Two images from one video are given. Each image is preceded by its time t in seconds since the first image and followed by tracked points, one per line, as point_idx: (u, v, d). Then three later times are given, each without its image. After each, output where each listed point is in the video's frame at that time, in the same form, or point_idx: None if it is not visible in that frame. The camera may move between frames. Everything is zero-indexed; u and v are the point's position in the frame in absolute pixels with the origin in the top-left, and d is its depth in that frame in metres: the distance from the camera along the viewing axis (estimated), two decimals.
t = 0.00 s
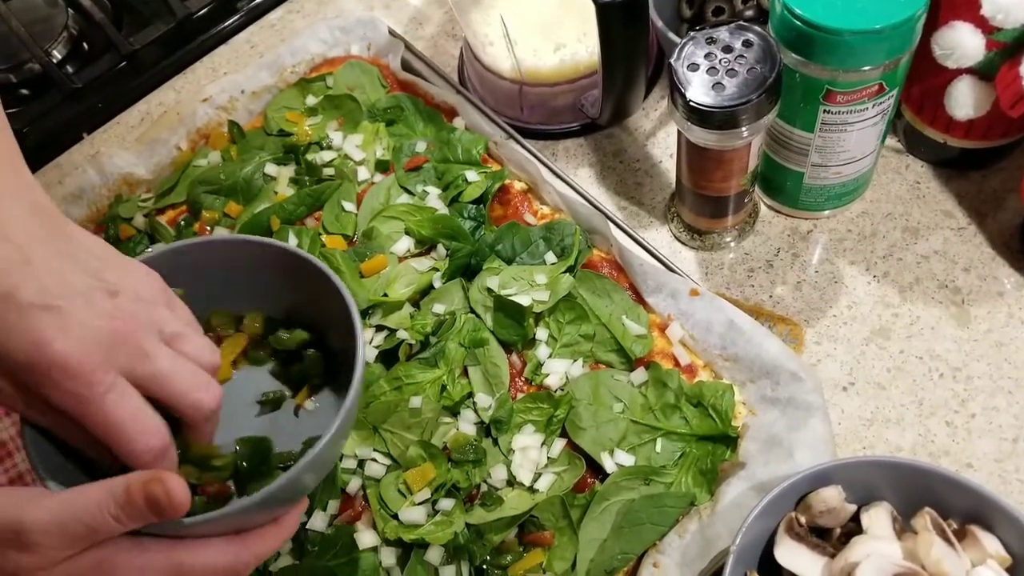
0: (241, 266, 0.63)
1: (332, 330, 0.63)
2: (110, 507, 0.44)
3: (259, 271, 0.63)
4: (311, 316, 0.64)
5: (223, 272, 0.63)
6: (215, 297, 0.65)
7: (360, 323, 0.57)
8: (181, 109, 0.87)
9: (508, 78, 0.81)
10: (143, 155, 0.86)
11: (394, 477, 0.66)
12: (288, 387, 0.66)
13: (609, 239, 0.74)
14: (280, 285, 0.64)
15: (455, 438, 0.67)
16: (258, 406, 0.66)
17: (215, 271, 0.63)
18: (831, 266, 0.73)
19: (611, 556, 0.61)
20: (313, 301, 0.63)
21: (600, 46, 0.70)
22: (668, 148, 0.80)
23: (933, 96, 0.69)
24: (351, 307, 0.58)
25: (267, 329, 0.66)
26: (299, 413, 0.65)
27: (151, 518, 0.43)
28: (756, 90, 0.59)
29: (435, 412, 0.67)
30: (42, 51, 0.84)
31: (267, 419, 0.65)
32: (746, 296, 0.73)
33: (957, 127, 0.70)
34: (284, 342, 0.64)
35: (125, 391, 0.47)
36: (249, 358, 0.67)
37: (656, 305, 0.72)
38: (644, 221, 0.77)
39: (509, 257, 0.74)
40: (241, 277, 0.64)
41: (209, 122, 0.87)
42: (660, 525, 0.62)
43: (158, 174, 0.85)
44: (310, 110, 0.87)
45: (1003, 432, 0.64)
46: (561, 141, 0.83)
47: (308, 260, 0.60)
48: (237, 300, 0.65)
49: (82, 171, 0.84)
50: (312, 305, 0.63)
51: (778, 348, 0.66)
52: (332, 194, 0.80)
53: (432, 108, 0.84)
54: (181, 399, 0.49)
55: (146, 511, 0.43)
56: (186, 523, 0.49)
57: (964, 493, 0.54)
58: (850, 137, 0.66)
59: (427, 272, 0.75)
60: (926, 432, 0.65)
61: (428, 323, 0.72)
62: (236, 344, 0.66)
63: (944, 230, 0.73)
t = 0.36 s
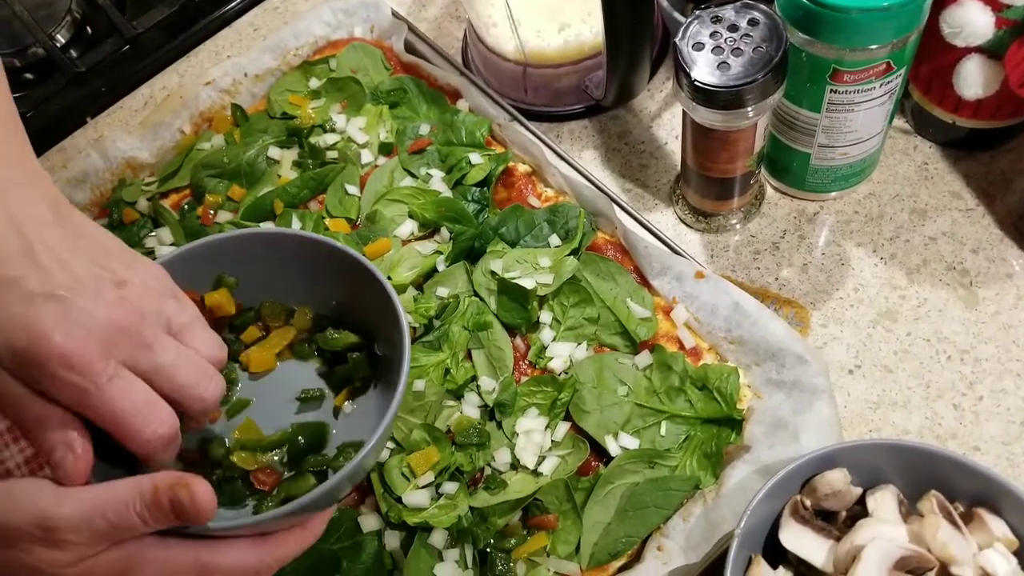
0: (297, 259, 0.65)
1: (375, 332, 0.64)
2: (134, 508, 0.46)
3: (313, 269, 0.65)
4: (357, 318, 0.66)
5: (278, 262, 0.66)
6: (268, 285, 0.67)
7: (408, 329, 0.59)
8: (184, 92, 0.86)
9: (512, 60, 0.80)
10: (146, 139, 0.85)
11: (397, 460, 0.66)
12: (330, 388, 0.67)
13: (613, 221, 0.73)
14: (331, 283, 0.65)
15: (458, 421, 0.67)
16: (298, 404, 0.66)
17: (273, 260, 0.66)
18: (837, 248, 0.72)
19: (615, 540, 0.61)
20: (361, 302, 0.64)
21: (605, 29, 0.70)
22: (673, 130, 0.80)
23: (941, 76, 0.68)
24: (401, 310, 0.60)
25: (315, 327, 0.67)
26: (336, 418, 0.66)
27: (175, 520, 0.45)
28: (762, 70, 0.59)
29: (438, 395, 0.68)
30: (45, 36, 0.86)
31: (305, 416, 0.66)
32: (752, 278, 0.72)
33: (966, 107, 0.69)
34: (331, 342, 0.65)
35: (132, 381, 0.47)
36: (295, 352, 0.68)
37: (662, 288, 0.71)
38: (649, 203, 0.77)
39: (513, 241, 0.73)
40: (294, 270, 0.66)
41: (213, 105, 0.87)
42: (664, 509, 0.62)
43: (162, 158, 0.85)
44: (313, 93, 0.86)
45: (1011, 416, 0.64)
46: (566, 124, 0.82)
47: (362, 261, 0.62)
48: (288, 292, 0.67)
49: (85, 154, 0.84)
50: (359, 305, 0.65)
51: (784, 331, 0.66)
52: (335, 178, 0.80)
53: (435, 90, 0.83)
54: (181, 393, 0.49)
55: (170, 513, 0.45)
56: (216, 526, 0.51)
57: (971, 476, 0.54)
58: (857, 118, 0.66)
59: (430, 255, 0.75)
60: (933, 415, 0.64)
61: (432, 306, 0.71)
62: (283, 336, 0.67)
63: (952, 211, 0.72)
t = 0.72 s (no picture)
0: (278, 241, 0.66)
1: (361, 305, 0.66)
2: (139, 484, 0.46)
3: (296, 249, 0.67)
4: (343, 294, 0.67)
5: (257, 248, 0.66)
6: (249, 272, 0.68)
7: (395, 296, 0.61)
8: (195, 91, 0.87)
9: (518, 60, 0.81)
10: (157, 140, 0.86)
11: (405, 456, 0.67)
12: (321, 364, 0.68)
13: (618, 220, 0.74)
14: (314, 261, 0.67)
15: (465, 418, 0.68)
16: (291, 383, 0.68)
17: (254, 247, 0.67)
18: (840, 246, 0.73)
19: (620, 535, 0.62)
20: (345, 276, 0.66)
21: (610, 30, 0.71)
22: (678, 129, 0.80)
23: (942, 76, 0.69)
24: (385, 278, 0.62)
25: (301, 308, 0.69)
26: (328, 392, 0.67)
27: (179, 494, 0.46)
28: (764, 71, 0.59)
29: (445, 393, 0.68)
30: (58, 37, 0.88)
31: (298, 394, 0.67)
32: (755, 277, 0.73)
33: (967, 107, 0.70)
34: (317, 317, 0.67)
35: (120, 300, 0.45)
36: (281, 334, 0.70)
37: (666, 286, 0.72)
38: (653, 202, 0.78)
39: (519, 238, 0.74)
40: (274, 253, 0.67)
41: (222, 105, 0.88)
42: (669, 505, 0.62)
43: (172, 157, 0.86)
44: (322, 94, 0.87)
45: (1012, 412, 0.64)
46: (571, 123, 0.83)
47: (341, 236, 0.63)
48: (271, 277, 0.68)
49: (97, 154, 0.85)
50: (343, 281, 0.66)
51: (787, 328, 0.67)
52: (342, 177, 0.81)
53: (442, 91, 0.84)
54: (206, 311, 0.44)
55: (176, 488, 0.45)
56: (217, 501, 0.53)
57: (972, 472, 0.54)
58: (859, 118, 0.66)
59: (437, 254, 0.75)
60: (934, 412, 0.65)
61: (439, 303, 0.72)
62: (271, 321, 0.69)
63: (953, 210, 0.73)
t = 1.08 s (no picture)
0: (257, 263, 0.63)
1: (346, 327, 0.61)
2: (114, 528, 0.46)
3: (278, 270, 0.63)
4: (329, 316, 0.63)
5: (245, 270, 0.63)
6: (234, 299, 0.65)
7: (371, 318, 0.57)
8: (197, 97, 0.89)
9: (518, 67, 0.82)
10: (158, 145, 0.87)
11: (406, 460, 0.68)
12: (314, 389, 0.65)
13: (618, 225, 0.75)
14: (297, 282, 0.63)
15: (466, 422, 0.68)
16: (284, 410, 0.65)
17: (233, 273, 0.63)
18: (838, 252, 0.73)
19: (619, 538, 0.63)
20: (328, 295, 0.61)
21: (610, 32, 0.71)
22: (677, 135, 0.81)
23: (939, 82, 0.70)
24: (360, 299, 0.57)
25: (297, 330, 0.65)
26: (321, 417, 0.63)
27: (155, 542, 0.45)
28: (763, 77, 0.60)
29: (446, 397, 0.69)
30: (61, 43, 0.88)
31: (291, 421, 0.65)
32: (754, 282, 0.73)
33: (963, 113, 0.71)
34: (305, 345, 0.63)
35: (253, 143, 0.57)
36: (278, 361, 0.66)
37: (665, 291, 0.73)
38: (653, 207, 0.78)
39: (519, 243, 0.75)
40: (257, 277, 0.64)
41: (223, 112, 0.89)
42: (668, 508, 0.63)
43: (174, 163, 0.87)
44: (323, 100, 0.87)
45: (1009, 416, 0.65)
46: (572, 129, 0.83)
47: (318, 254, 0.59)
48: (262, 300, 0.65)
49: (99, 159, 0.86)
50: (326, 301, 0.62)
51: (785, 333, 0.67)
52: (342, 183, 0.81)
53: (444, 97, 0.85)
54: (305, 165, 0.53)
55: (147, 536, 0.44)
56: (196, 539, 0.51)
57: (968, 475, 0.55)
58: (857, 124, 0.67)
59: (438, 259, 0.76)
60: (932, 416, 0.66)
61: (440, 308, 0.73)
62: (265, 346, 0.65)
63: (950, 216, 0.73)
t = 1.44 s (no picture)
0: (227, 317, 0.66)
1: (320, 368, 0.65)
2: None
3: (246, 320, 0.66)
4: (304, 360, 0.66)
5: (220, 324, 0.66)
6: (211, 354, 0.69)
7: (337, 359, 0.60)
8: (195, 105, 0.90)
9: (514, 73, 0.82)
10: (158, 152, 0.88)
11: (402, 465, 0.68)
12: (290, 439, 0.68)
13: (613, 230, 0.75)
14: (268, 331, 0.66)
15: (462, 426, 0.68)
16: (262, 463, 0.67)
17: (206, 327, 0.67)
18: (832, 256, 0.74)
19: (615, 541, 0.63)
20: (299, 340, 0.65)
21: (605, 43, 0.72)
22: (672, 141, 0.82)
23: (931, 88, 0.71)
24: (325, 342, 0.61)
25: (273, 377, 0.69)
26: (297, 471, 0.66)
27: None
28: (755, 83, 0.61)
29: (443, 401, 0.69)
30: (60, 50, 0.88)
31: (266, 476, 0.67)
32: (748, 286, 0.74)
33: (956, 118, 0.71)
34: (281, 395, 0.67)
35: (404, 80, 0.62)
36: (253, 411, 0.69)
37: (660, 295, 0.73)
38: (648, 213, 0.79)
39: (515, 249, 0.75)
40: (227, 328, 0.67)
41: (221, 118, 0.90)
42: (663, 511, 0.63)
43: (173, 169, 0.88)
44: (321, 107, 0.88)
45: (1002, 419, 0.65)
46: (567, 135, 0.84)
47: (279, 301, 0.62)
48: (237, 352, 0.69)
49: (100, 166, 0.86)
50: (298, 345, 0.66)
51: (779, 336, 0.68)
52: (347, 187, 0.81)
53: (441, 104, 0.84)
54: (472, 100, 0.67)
55: None
56: None
57: (962, 477, 0.55)
58: (849, 129, 0.67)
59: (435, 264, 0.77)
60: (925, 419, 0.66)
61: (437, 313, 0.73)
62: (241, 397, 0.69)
63: (943, 220, 0.74)
